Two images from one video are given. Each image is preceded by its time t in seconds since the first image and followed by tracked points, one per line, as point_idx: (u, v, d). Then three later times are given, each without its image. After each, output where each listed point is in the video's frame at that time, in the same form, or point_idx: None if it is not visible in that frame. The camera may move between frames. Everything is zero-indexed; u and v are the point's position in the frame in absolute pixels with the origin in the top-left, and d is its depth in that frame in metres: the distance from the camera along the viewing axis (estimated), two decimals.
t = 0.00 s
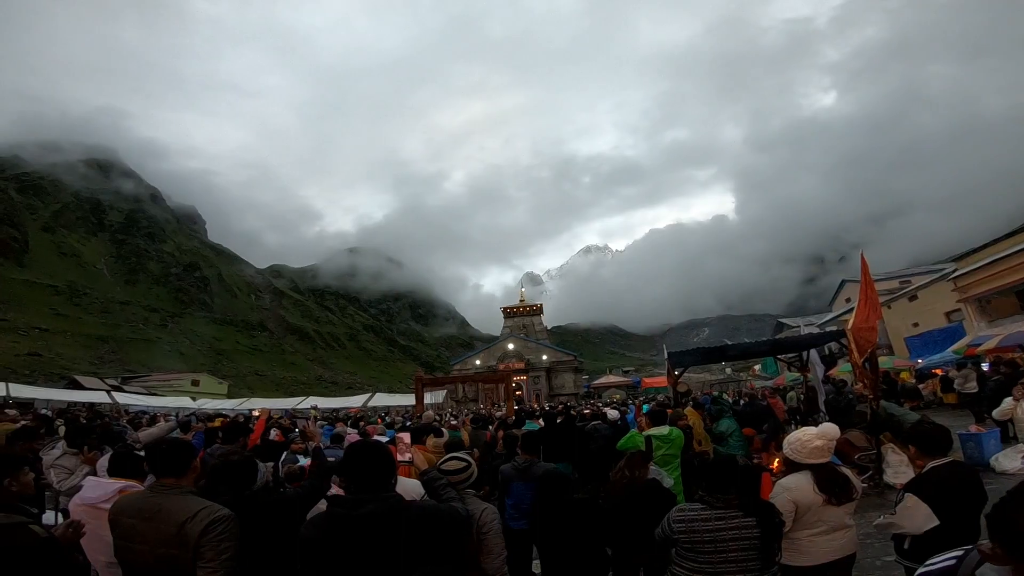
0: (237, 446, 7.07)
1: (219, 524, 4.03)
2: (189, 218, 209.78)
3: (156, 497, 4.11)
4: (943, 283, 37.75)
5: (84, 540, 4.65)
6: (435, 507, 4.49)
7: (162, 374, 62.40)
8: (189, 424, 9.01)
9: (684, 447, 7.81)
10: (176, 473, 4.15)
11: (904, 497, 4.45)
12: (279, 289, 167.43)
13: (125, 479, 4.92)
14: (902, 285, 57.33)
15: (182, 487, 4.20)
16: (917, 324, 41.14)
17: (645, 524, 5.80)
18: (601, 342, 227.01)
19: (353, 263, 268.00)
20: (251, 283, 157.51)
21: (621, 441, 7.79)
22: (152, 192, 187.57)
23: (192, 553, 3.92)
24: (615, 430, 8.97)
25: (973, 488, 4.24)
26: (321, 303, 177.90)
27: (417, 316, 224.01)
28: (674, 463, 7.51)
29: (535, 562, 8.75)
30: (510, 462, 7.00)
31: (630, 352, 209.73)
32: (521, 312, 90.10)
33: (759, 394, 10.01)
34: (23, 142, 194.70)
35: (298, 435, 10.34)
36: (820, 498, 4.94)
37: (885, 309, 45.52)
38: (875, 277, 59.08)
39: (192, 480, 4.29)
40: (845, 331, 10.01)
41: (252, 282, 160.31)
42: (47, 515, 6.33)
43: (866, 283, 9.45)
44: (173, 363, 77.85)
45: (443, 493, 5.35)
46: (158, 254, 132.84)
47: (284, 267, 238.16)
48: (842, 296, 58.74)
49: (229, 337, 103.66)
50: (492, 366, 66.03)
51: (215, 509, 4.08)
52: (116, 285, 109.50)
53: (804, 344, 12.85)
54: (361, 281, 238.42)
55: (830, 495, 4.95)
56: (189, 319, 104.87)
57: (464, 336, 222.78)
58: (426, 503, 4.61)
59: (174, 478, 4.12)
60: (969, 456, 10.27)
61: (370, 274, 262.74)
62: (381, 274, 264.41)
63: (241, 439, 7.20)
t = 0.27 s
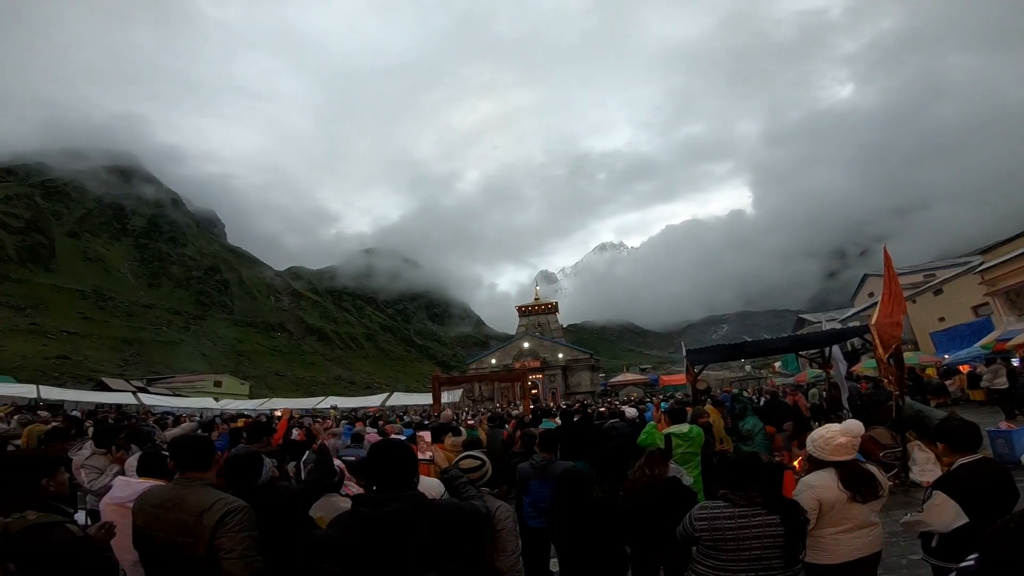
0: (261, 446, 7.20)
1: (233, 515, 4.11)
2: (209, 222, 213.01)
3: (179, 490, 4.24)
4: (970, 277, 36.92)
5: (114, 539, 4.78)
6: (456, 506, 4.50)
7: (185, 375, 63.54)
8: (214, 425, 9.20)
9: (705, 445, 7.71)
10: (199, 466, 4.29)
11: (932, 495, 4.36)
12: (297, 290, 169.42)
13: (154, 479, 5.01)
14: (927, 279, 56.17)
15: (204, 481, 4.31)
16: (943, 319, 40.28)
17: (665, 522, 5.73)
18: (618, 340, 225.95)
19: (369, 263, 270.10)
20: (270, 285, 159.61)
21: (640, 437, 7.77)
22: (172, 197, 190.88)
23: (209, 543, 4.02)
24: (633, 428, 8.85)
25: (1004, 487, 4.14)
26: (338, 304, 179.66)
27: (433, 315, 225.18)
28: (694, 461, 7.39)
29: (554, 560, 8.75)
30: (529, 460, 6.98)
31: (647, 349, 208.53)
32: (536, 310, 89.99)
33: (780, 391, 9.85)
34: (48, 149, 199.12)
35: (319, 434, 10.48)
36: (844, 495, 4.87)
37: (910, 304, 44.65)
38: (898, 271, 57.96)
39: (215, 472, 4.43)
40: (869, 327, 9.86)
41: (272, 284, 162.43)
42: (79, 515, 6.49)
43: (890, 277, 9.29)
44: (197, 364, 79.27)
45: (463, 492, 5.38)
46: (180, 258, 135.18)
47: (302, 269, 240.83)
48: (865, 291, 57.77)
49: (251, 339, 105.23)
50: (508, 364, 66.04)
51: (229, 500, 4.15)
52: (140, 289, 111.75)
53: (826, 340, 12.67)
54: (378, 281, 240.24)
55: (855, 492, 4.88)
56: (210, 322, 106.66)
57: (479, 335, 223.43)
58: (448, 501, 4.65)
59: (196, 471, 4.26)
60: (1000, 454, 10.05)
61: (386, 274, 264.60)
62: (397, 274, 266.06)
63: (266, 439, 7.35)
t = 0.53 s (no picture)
0: (281, 445, 7.27)
1: (235, 511, 4.18)
2: (226, 224, 216.18)
3: (188, 486, 4.32)
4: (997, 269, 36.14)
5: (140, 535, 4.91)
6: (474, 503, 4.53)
7: (207, 376, 64.68)
8: (236, 424, 9.34)
9: (724, 441, 7.60)
10: (205, 463, 4.37)
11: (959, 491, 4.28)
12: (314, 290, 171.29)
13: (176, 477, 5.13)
14: (951, 272, 55.05)
15: (211, 478, 4.40)
16: (969, 312, 39.48)
17: (685, 518, 5.70)
18: (633, 336, 225.03)
19: (385, 263, 272.02)
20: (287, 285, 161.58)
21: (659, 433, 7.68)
22: (191, 200, 193.99)
23: (213, 538, 4.09)
24: (652, 424, 8.72)
25: None
26: (355, 303, 181.32)
27: (449, 314, 226.19)
28: (713, 458, 7.25)
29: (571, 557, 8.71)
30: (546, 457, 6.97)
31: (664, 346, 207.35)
32: (550, 307, 89.93)
33: (801, 387, 9.70)
34: (70, 155, 203.45)
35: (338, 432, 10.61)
36: (867, 492, 4.81)
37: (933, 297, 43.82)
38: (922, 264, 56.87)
39: (221, 469, 4.51)
40: (893, 321, 9.71)
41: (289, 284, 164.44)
42: (106, 512, 6.62)
43: (914, 270, 9.14)
44: (218, 365, 80.61)
45: (482, 488, 5.42)
46: (200, 260, 137.44)
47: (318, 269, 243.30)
48: (887, 284, 56.81)
49: (269, 338, 106.71)
50: (523, 362, 66.09)
51: (233, 494, 4.25)
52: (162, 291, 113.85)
53: (849, 335, 12.50)
54: (393, 280, 241.91)
55: (879, 488, 4.80)
56: (230, 322, 108.36)
57: (494, 333, 224.06)
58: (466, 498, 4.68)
59: (203, 468, 4.34)
60: None
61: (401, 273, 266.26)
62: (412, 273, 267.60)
63: (287, 437, 7.43)
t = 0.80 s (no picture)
0: (301, 446, 7.32)
1: (271, 512, 4.33)
2: (245, 228, 219.45)
3: (214, 488, 4.39)
4: None
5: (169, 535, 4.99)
6: (494, 504, 4.54)
7: (229, 378, 65.69)
8: (257, 426, 9.45)
9: (745, 442, 7.48)
10: (230, 466, 4.46)
11: (987, 491, 4.15)
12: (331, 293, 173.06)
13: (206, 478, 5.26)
14: (978, 267, 53.80)
15: (239, 481, 4.49)
16: (998, 308, 38.58)
17: (707, 517, 5.63)
18: (650, 336, 223.40)
19: (401, 265, 273.91)
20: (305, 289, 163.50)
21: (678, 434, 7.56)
22: (211, 206, 197.47)
23: (250, 537, 4.21)
24: (670, 425, 8.58)
25: None
26: (371, 306, 182.76)
27: (465, 315, 226.91)
28: (734, 460, 7.07)
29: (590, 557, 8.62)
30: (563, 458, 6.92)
31: (681, 345, 205.76)
32: (566, 308, 89.72)
33: (823, 387, 9.52)
34: (94, 163, 208.10)
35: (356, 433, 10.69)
36: (892, 492, 4.72)
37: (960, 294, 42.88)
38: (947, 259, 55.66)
39: (245, 472, 4.59)
40: (918, 318, 9.51)
41: (307, 288, 166.45)
42: (132, 511, 6.74)
43: (939, 265, 8.95)
44: (239, 367, 81.90)
45: (501, 489, 5.45)
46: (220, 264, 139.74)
47: (335, 273, 245.89)
48: (911, 281, 55.68)
49: (288, 341, 108.18)
50: (538, 363, 66.04)
51: (266, 498, 4.36)
52: (184, 296, 116.06)
53: (870, 333, 12.32)
54: (410, 283, 243.41)
55: (904, 488, 4.71)
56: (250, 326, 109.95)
57: (510, 334, 224.23)
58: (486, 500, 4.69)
59: (229, 470, 4.42)
60: None
61: (417, 276, 267.79)
62: (428, 275, 269.00)
63: (308, 438, 7.49)
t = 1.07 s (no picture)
0: (322, 447, 7.38)
1: (273, 509, 4.83)
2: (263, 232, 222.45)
3: (219, 487, 4.89)
4: None
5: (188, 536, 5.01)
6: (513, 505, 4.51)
7: (249, 380, 66.63)
8: (279, 428, 9.59)
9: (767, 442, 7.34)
10: (235, 467, 4.96)
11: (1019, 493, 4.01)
12: (348, 296, 174.62)
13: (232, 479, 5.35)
14: (1006, 262, 52.50)
15: (243, 480, 5.00)
16: None
17: (727, 518, 5.52)
18: (667, 335, 221.49)
19: (416, 268, 275.42)
20: (322, 292, 165.20)
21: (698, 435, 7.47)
22: (230, 211, 200.58)
23: (254, 532, 4.71)
24: (689, 425, 8.46)
25: None
26: (387, 308, 184.06)
27: (480, 317, 227.35)
28: (755, 460, 6.95)
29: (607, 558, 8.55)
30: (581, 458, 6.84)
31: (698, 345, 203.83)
32: (581, 308, 89.44)
33: (846, 386, 9.33)
34: (117, 170, 212.50)
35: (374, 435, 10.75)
36: (920, 493, 4.61)
37: (987, 290, 41.85)
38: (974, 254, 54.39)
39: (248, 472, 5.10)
40: (944, 314, 9.30)
41: (325, 291, 168.20)
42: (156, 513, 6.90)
43: (967, 260, 8.73)
44: (259, 370, 83.06)
45: (519, 490, 5.45)
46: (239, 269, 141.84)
47: (352, 276, 248.07)
48: (936, 277, 54.52)
49: (307, 344, 109.44)
50: (554, 363, 65.90)
51: (269, 496, 4.89)
52: (205, 300, 118.03)
53: (895, 331, 12.07)
54: (425, 285, 244.62)
55: (932, 487, 4.61)
56: (270, 328, 111.46)
57: (525, 335, 224.12)
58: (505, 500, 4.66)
59: (234, 472, 4.93)
60: None
61: (432, 278, 269.02)
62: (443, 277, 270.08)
63: (329, 440, 7.59)
